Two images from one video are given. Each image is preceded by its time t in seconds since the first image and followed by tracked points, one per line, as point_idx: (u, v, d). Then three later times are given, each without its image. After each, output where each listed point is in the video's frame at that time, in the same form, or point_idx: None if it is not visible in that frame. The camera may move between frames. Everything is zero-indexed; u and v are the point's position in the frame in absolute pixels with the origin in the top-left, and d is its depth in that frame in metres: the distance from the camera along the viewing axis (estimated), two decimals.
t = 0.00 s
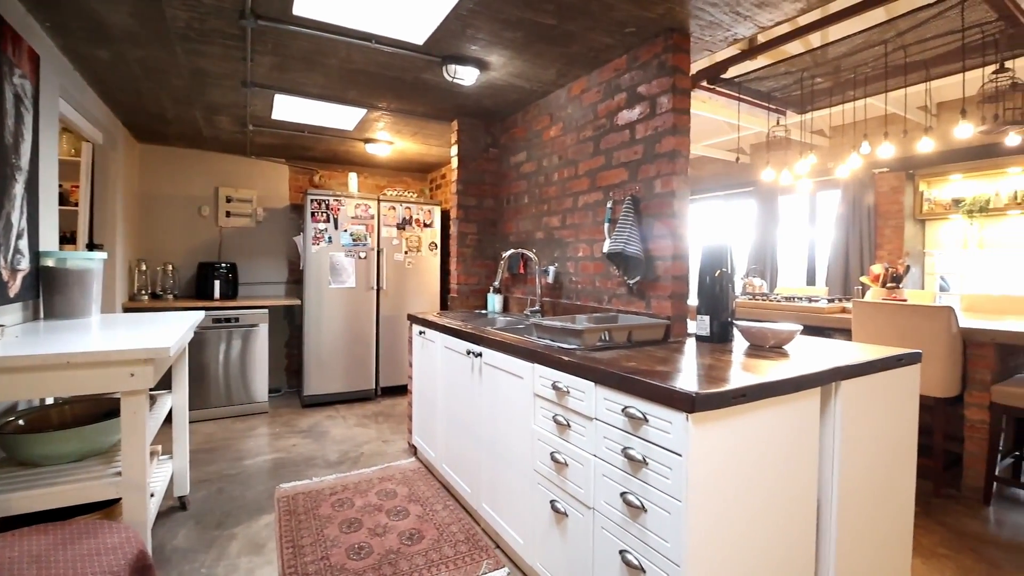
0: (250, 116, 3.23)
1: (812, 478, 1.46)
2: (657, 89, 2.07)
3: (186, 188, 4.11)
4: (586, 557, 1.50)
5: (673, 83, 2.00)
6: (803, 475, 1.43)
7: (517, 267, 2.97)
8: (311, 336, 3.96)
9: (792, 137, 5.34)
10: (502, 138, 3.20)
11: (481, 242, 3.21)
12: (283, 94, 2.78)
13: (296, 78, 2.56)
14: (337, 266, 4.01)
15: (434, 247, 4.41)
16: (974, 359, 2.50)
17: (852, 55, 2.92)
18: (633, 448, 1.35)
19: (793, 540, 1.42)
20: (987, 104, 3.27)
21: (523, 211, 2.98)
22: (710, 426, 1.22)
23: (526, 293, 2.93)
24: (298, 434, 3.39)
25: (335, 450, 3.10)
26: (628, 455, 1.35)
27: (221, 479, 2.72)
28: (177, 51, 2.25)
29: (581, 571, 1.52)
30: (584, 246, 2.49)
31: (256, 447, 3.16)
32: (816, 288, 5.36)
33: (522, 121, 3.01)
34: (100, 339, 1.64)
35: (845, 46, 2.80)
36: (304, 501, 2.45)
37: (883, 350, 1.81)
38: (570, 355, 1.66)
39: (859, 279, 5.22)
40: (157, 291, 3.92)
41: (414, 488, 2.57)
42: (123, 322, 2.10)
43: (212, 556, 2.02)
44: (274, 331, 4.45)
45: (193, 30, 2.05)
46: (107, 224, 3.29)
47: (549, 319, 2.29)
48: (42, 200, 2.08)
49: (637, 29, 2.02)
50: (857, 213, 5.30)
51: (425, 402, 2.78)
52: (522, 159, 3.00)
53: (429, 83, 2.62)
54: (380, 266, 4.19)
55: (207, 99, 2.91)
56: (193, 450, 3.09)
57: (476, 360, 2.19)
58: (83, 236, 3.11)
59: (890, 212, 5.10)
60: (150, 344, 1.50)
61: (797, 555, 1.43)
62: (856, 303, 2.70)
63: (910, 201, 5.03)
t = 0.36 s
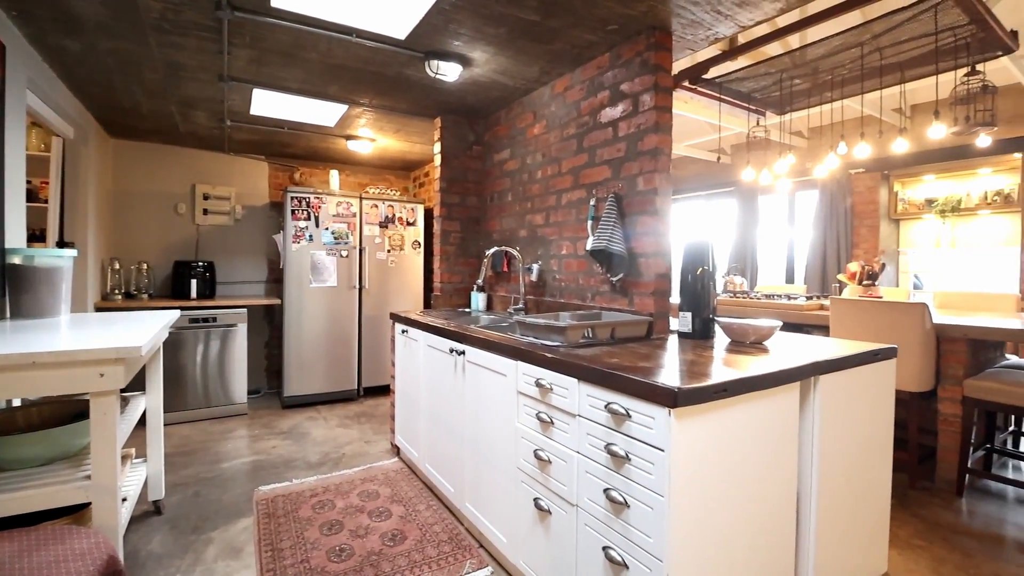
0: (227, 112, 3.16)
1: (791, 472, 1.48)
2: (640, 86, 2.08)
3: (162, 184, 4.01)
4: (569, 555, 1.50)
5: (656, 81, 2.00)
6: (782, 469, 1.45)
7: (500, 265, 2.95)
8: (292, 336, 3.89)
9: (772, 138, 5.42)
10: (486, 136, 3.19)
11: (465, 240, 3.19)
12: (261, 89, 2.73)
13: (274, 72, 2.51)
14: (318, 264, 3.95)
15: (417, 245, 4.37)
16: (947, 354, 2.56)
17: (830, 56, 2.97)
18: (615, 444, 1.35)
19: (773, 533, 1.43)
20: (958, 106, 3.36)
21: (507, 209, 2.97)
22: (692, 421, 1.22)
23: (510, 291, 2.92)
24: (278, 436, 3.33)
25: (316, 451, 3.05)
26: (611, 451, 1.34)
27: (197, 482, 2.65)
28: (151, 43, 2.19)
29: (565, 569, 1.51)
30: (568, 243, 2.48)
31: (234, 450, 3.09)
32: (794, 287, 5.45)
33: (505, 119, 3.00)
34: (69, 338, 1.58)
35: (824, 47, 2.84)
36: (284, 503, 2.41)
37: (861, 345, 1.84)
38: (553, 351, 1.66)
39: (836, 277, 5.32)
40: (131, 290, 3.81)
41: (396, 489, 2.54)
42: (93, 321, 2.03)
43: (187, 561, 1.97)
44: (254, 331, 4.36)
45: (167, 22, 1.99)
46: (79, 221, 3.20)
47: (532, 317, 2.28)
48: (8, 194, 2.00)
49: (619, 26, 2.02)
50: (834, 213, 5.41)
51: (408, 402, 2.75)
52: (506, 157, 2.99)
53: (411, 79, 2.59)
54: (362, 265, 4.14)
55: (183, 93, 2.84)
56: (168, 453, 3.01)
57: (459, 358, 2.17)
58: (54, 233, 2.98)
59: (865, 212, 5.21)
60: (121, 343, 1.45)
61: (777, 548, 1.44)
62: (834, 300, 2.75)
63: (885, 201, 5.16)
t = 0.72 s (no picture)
0: (205, 107, 3.10)
1: (770, 467, 1.50)
2: (622, 86, 2.09)
3: (137, 181, 3.92)
4: (553, 553, 1.50)
5: (638, 81, 2.02)
6: (761, 465, 1.47)
7: (483, 263, 2.95)
8: (272, 336, 3.83)
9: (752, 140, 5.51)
10: (469, 134, 3.17)
11: (448, 239, 3.17)
12: (240, 84, 2.68)
13: (254, 67, 2.47)
14: (299, 263, 3.89)
15: (400, 244, 4.34)
16: (920, 351, 2.63)
17: (808, 60, 3.02)
18: (598, 441, 1.36)
19: (752, 528, 1.45)
20: (931, 109, 3.45)
21: (490, 207, 2.96)
22: (673, 417, 1.23)
23: (493, 290, 2.91)
24: (257, 437, 3.27)
25: (297, 452, 3.01)
26: (594, 448, 1.35)
27: (173, 485, 2.59)
28: (125, 35, 2.13)
29: (548, 566, 1.51)
30: (551, 242, 2.49)
31: (212, 452, 3.03)
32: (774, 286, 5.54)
33: (489, 118, 2.99)
34: (37, 338, 1.52)
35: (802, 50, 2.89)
36: (263, 505, 2.36)
37: (838, 342, 1.88)
38: (536, 349, 1.66)
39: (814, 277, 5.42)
40: (105, 289, 3.70)
41: (378, 489, 2.52)
42: (63, 321, 1.97)
43: (163, 566, 1.92)
44: (232, 331, 4.28)
45: (142, 14, 1.94)
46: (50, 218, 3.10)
47: (516, 315, 2.28)
48: None
49: (602, 26, 2.03)
50: (812, 214, 5.51)
51: (390, 401, 2.73)
52: (489, 156, 2.99)
53: (394, 76, 2.57)
54: (344, 264, 4.09)
55: (159, 87, 2.77)
56: (143, 456, 2.94)
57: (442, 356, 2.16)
58: (23, 230, 2.86)
59: (841, 212, 5.33)
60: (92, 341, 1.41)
61: (756, 543, 1.46)
62: (812, 299, 2.80)
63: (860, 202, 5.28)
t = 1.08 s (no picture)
0: (187, 105, 3.05)
1: (751, 463, 1.52)
2: (607, 87, 2.10)
3: (116, 179, 3.84)
4: (537, 551, 1.50)
5: (622, 82, 2.04)
6: (742, 461, 1.49)
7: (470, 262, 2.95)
8: (255, 336, 3.78)
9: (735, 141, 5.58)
10: (455, 134, 3.17)
11: (434, 239, 3.16)
12: (222, 81, 2.64)
13: (236, 64, 2.44)
14: (283, 263, 3.85)
15: (386, 244, 4.32)
16: (897, 348, 2.68)
17: (789, 63, 3.07)
18: (582, 439, 1.36)
19: (734, 523, 1.47)
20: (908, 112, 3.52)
21: (477, 207, 2.96)
22: (656, 415, 1.24)
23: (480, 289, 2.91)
24: (241, 439, 3.23)
25: (281, 454, 2.98)
26: (578, 446, 1.36)
27: (154, 489, 2.55)
28: (103, 31, 2.09)
29: (533, 564, 1.52)
30: (537, 242, 2.50)
31: (194, 454, 2.99)
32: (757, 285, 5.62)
33: (475, 117, 2.99)
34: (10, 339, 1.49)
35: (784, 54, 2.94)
36: (246, 508, 2.34)
37: (818, 340, 1.91)
38: (521, 348, 1.66)
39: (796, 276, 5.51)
40: (83, 290, 3.63)
41: (364, 490, 2.51)
42: (39, 322, 1.93)
43: (143, 570, 1.89)
44: (215, 332, 4.22)
45: (121, 9, 1.91)
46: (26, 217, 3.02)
47: (502, 315, 2.28)
48: None
49: (587, 27, 2.05)
50: (794, 214, 5.60)
51: (376, 401, 2.72)
52: (475, 155, 2.99)
53: (379, 75, 2.56)
54: (329, 263, 4.05)
55: (139, 84, 2.72)
56: (123, 460, 2.88)
57: (428, 356, 2.15)
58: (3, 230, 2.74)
59: (823, 213, 5.42)
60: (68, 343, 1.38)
61: (737, 539, 1.48)
62: (793, 298, 2.84)
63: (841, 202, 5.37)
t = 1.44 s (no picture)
0: (167, 102, 3.00)
1: (731, 461, 1.54)
2: (591, 88, 2.11)
3: (94, 177, 3.76)
4: (520, 550, 1.51)
5: (606, 83, 2.05)
6: (722, 459, 1.51)
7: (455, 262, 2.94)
8: (238, 337, 3.73)
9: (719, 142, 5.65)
10: (441, 133, 3.16)
11: (419, 238, 3.15)
12: (203, 79, 2.61)
13: (217, 61, 2.40)
14: (266, 263, 3.81)
15: (371, 244, 4.29)
16: (875, 347, 2.73)
17: (771, 65, 3.11)
18: (564, 438, 1.37)
19: (714, 521, 1.49)
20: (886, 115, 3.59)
21: (462, 207, 2.96)
22: (637, 414, 1.25)
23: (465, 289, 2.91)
24: (223, 442, 3.18)
25: (264, 456, 2.94)
26: (560, 445, 1.36)
27: (133, 493, 2.50)
28: (79, 26, 2.05)
29: (516, 563, 1.52)
30: (522, 241, 2.50)
31: (175, 457, 2.94)
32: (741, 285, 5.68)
33: (460, 117, 2.99)
34: None
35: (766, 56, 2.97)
36: (228, 511, 2.30)
37: (797, 339, 1.94)
38: (505, 348, 1.66)
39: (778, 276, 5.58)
40: (60, 291, 3.55)
41: (348, 492, 2.49)
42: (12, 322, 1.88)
43: None
44: (196, 333, 4.16)
45: (97, 4, 1.87)
46: None
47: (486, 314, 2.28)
48: None
49: (571, 28, 2.05)
50: (777, 215, 5.68)
51: (360, 402, 2.70)
52: (461, 155, 2.98)
53: (363, 73, 2.54)
54: (314, 263, 4.02)
55: (117, 81, 2.67)
56: (101, 464, 2.82)
57: (412, 356, 2.15)
58: None
59: (805, 213, 5.51)
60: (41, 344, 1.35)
61: (717, 536, 1.50)
62: (775, 297, 2.88)
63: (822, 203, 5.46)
